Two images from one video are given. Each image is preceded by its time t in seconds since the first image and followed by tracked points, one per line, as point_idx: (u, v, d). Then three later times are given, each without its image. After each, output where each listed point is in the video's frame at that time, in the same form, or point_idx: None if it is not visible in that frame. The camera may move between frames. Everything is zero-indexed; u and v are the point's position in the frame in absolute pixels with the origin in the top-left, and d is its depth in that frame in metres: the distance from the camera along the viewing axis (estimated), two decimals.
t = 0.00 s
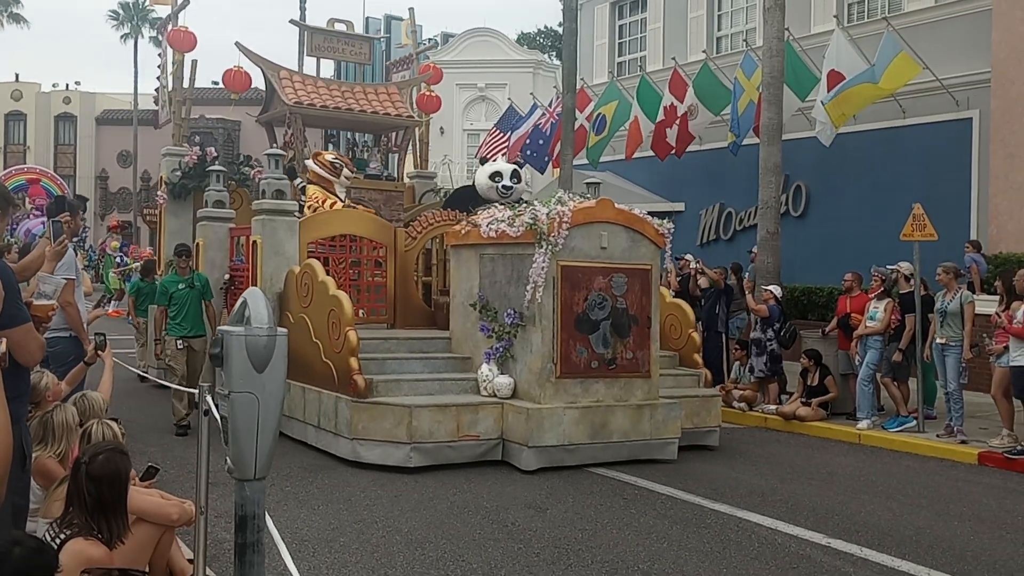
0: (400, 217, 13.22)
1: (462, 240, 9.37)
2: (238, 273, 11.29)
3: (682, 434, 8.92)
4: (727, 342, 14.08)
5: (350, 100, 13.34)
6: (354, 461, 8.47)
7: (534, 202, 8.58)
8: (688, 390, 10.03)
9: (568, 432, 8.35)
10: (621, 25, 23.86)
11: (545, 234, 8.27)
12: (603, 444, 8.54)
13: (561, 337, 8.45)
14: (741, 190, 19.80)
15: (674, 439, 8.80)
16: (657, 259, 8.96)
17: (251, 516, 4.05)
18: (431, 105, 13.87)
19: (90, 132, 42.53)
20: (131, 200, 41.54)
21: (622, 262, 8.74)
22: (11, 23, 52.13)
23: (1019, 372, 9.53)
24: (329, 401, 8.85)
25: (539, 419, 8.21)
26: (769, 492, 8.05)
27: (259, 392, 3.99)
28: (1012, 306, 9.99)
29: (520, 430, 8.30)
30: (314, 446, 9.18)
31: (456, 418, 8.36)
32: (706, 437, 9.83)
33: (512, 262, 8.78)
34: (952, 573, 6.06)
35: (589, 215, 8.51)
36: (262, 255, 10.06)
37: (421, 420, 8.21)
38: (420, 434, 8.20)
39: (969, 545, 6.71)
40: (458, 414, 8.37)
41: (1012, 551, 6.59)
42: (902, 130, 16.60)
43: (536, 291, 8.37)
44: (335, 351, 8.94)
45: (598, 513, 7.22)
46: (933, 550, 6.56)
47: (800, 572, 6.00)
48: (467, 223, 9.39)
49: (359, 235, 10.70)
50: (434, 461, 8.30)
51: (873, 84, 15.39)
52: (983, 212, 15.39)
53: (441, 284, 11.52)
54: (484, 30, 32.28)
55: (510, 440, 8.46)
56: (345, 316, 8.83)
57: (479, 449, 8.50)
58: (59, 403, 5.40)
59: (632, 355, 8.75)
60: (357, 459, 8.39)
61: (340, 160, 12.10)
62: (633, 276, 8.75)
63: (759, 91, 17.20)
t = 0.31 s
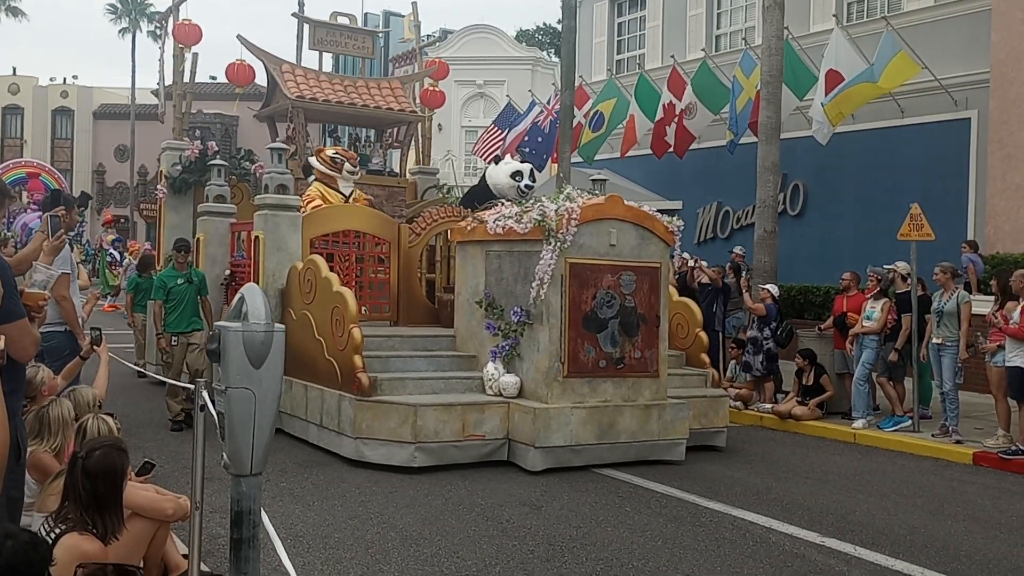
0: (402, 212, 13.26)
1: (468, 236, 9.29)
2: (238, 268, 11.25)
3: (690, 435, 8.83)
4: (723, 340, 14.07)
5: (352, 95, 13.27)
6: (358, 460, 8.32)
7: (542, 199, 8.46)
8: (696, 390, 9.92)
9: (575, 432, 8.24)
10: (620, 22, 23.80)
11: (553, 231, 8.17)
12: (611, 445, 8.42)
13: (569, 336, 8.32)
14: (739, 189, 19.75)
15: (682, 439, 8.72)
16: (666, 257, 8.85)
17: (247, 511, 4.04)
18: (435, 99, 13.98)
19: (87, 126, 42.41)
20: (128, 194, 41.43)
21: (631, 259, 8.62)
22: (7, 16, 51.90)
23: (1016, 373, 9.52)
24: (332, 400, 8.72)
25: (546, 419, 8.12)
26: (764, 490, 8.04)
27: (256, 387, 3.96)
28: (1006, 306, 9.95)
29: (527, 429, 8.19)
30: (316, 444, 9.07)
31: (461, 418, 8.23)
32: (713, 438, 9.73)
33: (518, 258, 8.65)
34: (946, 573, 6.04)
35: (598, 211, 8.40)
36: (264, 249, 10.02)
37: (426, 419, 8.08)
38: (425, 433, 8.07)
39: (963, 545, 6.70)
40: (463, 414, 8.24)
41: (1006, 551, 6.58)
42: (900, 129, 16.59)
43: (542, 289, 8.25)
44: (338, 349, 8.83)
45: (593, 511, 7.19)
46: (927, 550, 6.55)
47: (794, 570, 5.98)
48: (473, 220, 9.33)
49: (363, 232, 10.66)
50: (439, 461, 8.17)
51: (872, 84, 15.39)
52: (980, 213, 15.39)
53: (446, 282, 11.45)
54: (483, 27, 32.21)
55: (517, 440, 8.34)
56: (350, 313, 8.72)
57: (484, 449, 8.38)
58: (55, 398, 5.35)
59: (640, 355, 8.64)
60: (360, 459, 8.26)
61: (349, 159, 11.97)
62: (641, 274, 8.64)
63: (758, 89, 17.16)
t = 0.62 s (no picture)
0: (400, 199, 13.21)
1: (471, 225, 9.13)
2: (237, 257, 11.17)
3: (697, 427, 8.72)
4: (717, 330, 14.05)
5: (350, 82, 13.14)
6: (360, 453, 8.19)
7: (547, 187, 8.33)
8: (701, 382, 9.77)
9: (581, 424, 8.12)
10: (613, 11, 23.70)
11: (559, 219, 8.02)
12: (617, 437, 8.32)
13: (575, 326, 8.19)
14: (731, 178, 19.74)
15: (688, 432, 8.62)
16: (673, 246, 8.71)
17: (240, 501, 4.00)
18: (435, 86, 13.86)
19: (79, 114, 42.18)
20: (120, 182, 41.25)
21: (637, 248, 8.49)
22: None
23: (1008, 362, 9.50)
24: (334, 391, 8.54)
25: (551, 411, 7.98)
26: (756, 479, 8.03)
27: (249, 376, 3.92)
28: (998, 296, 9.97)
29: (532, 421, 8.05)
30: (317, 436, 8.92)
31: (465, 410, 8.11)
32: (718, 429, 9.66)
33: (523, 247, 8.54)
34: (937, 561, 6.04)
35: (605, 199, 8.26)
36: (262, 238, 9.79)
37: (430, 411, 7.96)
38: (429, 426, 7.95)
39: (954, 533, 6.70)
40: (468, 406, 8.12)
41: (997, 539, 6.58)
42: (893, 119, 16.58)
43: (548, 278, 8.14)
44: (341, 341, 8.63)
45: (586, 500, 7.17)
46: (919, 538, 6.55)
47: (786, 559, 5.97)
48: (476, 208, 9.15)
49: (363, 220, 10.41)
50: (443, 455, 8.07)
51: (865, 73, 15.31)
52: (973, 202, 15.39)
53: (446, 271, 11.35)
54: (475, 15, 32.08)
55: (522, 432, 8.20)
56: (351, 304, 8.50)
57: (489, 442, 8.26)
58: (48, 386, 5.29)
59: (646, 346, 8.54)
60: (362, 451, 8.13)
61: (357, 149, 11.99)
62: (648, 263, 8.50)
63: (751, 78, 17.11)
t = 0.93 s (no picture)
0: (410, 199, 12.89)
1: (485, 224, 9.03)
2: (246, 257, 11.06)
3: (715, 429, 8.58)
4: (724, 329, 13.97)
5: (359, 79, 13.06)
6: (374, 456, 8.07)
7: (563, 185, 8.18)
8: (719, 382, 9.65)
9: (598, 426, 7.97)
10: (617, 10, 23.66)
11: (575, 218, 7.88)
12: (634, 439, 8.18)
13: (592, 327, 8.03)
14: (735, 176, 19.71)
15: (706, 433, 8.49)
16: (690, 244, 8.58)
17: (246, 502, 3.99)
18: (444, 84, 13.81)
19: (82, 113, 42.22)
20: (124, 182, 41.27)
21: (654, 247, 8.35)
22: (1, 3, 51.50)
23: (1012, 360, 9.48)
24: (347, 394, 8.42)
25: (568, 413, 7.83)
26: (761, 478, 7.99)
27: (254, 378, 3.90)
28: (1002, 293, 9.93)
29: (549, 423, 7.91)
30: (331, 439, 8.81)
31: (480, 412, 7.98)
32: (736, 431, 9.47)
33: (540, 247, 8.44)
34: (943, 559, 6.00)
35: (622, 198, 8.12)
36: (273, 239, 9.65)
37: (444, 413, 7.83)
38: (445, 428, 7.82)
39: (959, 530, 6.66)
40: (483, 407, 7.99)
41: (1002, 536, 6.54)
42: (897, 117, 16.52)
43: (566, 278, 8.01)
44: (353, 342, 8.48)
45: (591, 498, 7.14)
46: (924, 536, 6.50)
47: (792, 557, 5.93)
48: (489, 206, 9.05)
49: (374, 219, 10.34)
50: (458, 457, 7.92)
51: (869, 72, 15.28)
52: (977, 199, 15.34)
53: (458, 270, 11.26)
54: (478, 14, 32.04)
55: (539, 434, 8.07)
56: (364, 304, 8.37)
57: (504, 444, 8.13)
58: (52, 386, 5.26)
59: (664, 346, 8.37)
60: (377, 454, 7.99)
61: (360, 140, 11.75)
62: (665, 262, 8.36)
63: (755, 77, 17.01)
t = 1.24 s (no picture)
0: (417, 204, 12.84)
1: (496, 230, 8.90)
2: (253, 264, 10.95)
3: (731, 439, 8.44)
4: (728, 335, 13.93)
5: (365, 84, 13.00)
6: (385, 467, 7.91)
7: (576, 190, 8.06)
8: (733, 390, 9.51)
9: (613, 436, 7.84)
10: (618, 14, 23.65)
11: (590, 223, 7.75)
12: (649, 449, 8.03)
13: (605, 335, 7.88)
14: (737, 182, 19.68)
15: (723, 443, 8.32)
16: (705, 250, 8.41)
17: (247, 513, 3.98)
18: (450, 88, 13.77)
19: (85, 119, 42.27)
20: (126, 188, 41.32)
21: (669, 253, 8.19)
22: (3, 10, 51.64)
23: (1015, 366, 9.44)
24: (357, 403, 8.27)
25: (583, 422, 7.70)
26: (764, 485, 7.94)
27: (255, 390, 3.88)
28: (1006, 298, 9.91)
29: (563, 433, 7.77)
30: (340, 449, 8.65)
31: (493, 422, 7.83)
32: (752, 441, 9.36)
33: (552, 254, 8.28)
34: (947, 567, 5.95)
35: (636, 202, 7.96)
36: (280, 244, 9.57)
37: (457, 423, 7.67)
38: (457, 439, 7.67)
39: (963, 538, 6.61)
40: (495, 417, 7.83)
41: (1006, 544, 6.49)
42: (899, 122, 16.50)
43: (579, 285, 7.83)
44: (362, 350, 8.40)
45: (593, 506, 7.10)
46: (928, 544, 6.45)
47: (795, 565, 5.88)
48: (500, 213, 8.96)
49: (382, 226, 10.26)
50: (470, 467, 7.79)
51: (873, 75, 15.18)
52: (980, 204, 15.29)
53: (468, 276, 11.18)
54: (479, 18, 32.06)
55: (551, 444, 7.93)
56: (374, 312, 8.28)
57: (518, 454, 7.97)
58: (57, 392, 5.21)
59: (679, 354, 8.22)
60: (387, 465, 7.85)
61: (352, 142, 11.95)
62: (680, 268, 8.20)
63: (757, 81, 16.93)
